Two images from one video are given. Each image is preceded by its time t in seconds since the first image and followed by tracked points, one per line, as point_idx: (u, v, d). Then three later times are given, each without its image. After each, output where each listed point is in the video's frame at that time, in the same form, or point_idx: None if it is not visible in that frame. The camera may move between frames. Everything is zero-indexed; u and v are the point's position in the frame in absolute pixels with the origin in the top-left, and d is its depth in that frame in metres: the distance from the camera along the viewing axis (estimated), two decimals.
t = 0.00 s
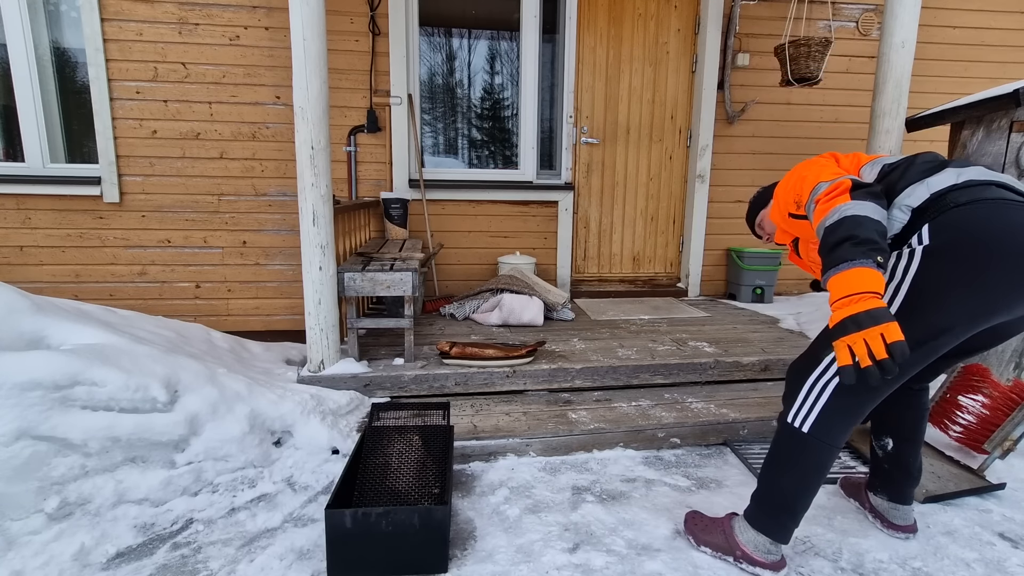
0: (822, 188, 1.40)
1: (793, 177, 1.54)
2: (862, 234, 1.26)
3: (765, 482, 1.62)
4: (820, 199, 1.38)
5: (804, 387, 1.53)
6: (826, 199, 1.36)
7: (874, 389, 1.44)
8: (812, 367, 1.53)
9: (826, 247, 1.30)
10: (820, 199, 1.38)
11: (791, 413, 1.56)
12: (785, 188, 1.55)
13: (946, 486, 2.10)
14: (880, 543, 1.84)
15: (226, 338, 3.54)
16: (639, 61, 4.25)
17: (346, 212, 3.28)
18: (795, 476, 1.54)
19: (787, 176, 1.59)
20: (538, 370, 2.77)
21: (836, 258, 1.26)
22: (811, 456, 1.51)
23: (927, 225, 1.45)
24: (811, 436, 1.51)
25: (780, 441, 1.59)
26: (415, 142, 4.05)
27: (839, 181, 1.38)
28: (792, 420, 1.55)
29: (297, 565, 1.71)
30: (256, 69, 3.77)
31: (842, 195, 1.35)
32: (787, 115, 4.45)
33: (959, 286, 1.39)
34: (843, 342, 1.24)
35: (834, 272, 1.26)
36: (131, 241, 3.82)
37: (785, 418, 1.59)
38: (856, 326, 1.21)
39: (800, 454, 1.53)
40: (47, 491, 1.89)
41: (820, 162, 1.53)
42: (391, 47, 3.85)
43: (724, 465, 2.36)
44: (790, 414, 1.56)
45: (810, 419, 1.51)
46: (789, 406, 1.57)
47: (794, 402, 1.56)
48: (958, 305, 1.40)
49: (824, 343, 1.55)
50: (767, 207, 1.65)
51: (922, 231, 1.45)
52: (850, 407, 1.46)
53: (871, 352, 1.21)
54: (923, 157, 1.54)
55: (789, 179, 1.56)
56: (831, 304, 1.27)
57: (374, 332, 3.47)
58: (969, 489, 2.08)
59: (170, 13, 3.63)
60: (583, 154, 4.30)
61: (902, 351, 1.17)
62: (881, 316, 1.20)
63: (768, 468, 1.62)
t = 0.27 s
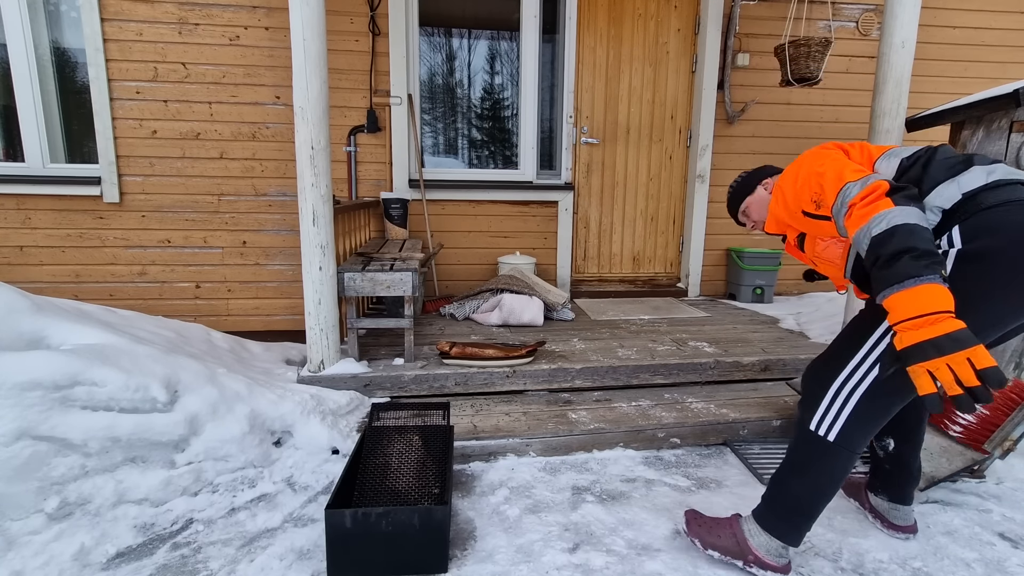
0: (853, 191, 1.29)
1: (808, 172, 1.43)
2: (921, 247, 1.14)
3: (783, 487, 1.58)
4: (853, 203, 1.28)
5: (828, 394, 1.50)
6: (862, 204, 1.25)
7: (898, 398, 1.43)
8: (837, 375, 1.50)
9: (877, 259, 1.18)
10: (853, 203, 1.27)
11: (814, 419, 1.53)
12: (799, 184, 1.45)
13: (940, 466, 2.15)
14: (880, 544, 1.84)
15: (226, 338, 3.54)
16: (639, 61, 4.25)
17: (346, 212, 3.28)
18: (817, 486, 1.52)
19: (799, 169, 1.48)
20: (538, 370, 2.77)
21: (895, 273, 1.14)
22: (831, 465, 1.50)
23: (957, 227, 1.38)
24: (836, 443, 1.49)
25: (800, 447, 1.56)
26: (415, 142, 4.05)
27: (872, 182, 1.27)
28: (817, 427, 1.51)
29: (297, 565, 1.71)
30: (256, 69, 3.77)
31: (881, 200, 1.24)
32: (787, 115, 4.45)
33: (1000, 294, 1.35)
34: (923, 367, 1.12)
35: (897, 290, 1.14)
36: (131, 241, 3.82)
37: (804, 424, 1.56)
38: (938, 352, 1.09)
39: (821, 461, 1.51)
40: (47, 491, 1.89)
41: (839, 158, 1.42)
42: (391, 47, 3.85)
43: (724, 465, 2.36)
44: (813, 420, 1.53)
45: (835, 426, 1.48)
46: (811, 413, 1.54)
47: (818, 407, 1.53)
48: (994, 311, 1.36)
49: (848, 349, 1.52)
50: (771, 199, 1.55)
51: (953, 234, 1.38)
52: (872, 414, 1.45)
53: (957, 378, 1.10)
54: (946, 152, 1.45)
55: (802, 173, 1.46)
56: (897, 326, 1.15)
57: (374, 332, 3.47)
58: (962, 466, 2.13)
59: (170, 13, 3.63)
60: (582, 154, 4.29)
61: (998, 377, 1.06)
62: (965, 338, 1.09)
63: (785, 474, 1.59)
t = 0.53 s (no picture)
0: (876, 173, 1.16)
1: (818, 137, 1.27)
2: (957, 255, 1.07)
3: (792, 493, 1.56)
4: (876, 188, 1.15)
5: (832, 398, 1.47)
6: (887, 192, 1.14)
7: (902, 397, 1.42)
8: (841, 376, 1.46)
9: (902, 260, 1.12)
10: (877, 189, 1.15)
11: (820, 426, 1.49)
12: (805, 147, 1.29)
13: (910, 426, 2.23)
14: (880, 543, 1.84)
15: (226, 338, 3.54)
16: (639, 61, 4.25)
17: (346, 212, 3.28)
18: (824, 491, 1.51)
19: (804, 128, 1.31)
20: (538, 370, 2.77)
21: (922, 282, 1.09)
22: (837, 471, 1.49)
23: (968, 219, 1.32)
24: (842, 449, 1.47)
25: (806, 452, 1.53)
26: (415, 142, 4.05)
27: (900, 167, 1.14)
28: (824, 432, 1.48)
29: (297, 565, 1.71)
30: (256, 69, 3.77)
31: (908, 190, 1.13)
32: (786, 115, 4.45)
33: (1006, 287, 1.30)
34: (945, 381, 1.14)
35: (919, 301, 1.10)
36: (131, 241, 3.82)
37: (810, 428, 1.53)
38: (959, 369, 1.11)
39: (828, 468, 1.49)
40: (47, 491, 1.89)
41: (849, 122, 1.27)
42: (391, 47, 3.85)
43: (724, 465, 2.36)
44: (819, 425, 1.50)
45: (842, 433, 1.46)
46: (816, 417, 1.51)
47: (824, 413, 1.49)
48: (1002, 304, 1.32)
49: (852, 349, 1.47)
50: (763, 154, 1.39)
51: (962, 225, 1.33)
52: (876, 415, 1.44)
53: (977, 394, 1.12)
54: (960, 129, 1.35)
55: (810, 135, 1.29)
56: (918, 336, 1.14)
57: (374, 332, 3.47)
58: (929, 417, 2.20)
59: (170, 13, 3.63)
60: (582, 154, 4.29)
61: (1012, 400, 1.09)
62: (988, 359, 1.09)
63: (790, 478, 1.57)
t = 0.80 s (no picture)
0: (860, 165, 1.07)
1: (801, 107, 1.14)
2: (928, 271, 1.04)
3: (771, 500, 1.57)
4: (858, 183, 1.07)
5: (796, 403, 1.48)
6: (869, 189, 1.07)
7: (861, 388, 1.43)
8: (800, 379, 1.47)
9: (875, 267, 1.07)
10: (860, 184, 1.07)
11: (787, 432, 1.50)
12: (783, 116, 1.16)
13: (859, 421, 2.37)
14: (880, 544, 1.83)
15: (226, 338, 3.54)
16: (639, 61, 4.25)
17: (347, 212, 3.28)
18: (804, 493, 1.52)
19: (785, 91, 1.17)
20: (538, 370, 2.77)
21: (891, 294, 1.05)
22: (807, 475, 1.50)
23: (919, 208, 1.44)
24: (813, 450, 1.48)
25: (778, 459, 1.55)
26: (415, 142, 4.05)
27: (888, 161, 1.06)
28: (792, 437, 1.50)
29: (297, 564, 1.71)
30: (256, 69, 3.77)
31: (890, 189, 1.06)
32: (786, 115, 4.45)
33: (950, 266, 1.39)
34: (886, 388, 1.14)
35: (876, 312, 1.08)
36: (131, 241, 3.82)
37: (779, 434, 1.53)
38: (902, 379, 1.10)
39: (803, 472, 1.50)
40: (47, 491, 1.89)
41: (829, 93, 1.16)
42: (391, 47, 3.85)
43: (724, 465, 2.36)
44: (786, 430, 1.51)
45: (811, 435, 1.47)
46: (783, 423, 1.51)
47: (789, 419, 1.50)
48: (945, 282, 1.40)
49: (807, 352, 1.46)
50: (731, 112, 1.25)
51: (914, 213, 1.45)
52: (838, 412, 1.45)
53: (911, 403, 1.13)
54: (930, 110, 1.38)
55: (792, 102, 1.15)
56: (870, 342, 1.12)
57: (374, 332, 3.47)
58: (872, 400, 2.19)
59: (170, 13, 3.63)
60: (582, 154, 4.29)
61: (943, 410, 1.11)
62: (925, 371, 1.10)
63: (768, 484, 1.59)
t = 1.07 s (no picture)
0: (823, 147, 1.09)
1: (771, 80, 1.13)
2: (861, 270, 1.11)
3: (760, 504, 1.54)
4: (818, 166, 1.10)
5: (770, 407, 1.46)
6: (830, 173, 1.09)
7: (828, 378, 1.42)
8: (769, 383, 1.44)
9: (818, 256, 1.12)
10: (821, 167, 1.10)
11: (766, 439, 1.47)
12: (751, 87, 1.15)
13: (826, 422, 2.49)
14: (880, 544, 1.84)
15: (226, 338, 3.54)
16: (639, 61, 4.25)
17: (347, 212, 3.28)
18: (794, 496, 1.48)
19: (756, 61, 1.16)
20: (538, 370, 2.77)
21: (830, 285, 1.11)
22: (791, 477, 1.47)
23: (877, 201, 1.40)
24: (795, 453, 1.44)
25: (761, 467, 1.52)
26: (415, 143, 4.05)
27: (849, 148, 1.09)
28: (772, 444, 1.46)
29: (297, 564, 1.71)
30: (256, 69, 3.77)
31: (847, 177, 1.10)
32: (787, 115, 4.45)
33: (891, 261, 1.38)
34: (790, 384, 1.21)
35: (801, 301, 1.14)
36: (130, 242, 3.82)
37: (760, 441, 1.50)
38: (810, 377, 1.17)
39: (788, 477, 1.46)
40: (47, 491, 1.89)
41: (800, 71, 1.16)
42: (391, 47, 3.85)
43: (724, 465, 2.36)
44: (765, 437, 1.48)
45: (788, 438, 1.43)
46: (761, 430, 1.49)
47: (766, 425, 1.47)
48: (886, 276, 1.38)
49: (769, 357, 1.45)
50: (698, 76, 1.23)
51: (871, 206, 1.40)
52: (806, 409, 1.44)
53: (812, 404, 1.20)
54: (889, 102, 1.39)
55: (762, 74, 1.15)
56: (789, 332, 1.18)
57: (374, 332, 3.48)
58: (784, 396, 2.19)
59: (170, 13, 3.63)
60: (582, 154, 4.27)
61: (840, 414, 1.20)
62: (836, 376, 1.17)
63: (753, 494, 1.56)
